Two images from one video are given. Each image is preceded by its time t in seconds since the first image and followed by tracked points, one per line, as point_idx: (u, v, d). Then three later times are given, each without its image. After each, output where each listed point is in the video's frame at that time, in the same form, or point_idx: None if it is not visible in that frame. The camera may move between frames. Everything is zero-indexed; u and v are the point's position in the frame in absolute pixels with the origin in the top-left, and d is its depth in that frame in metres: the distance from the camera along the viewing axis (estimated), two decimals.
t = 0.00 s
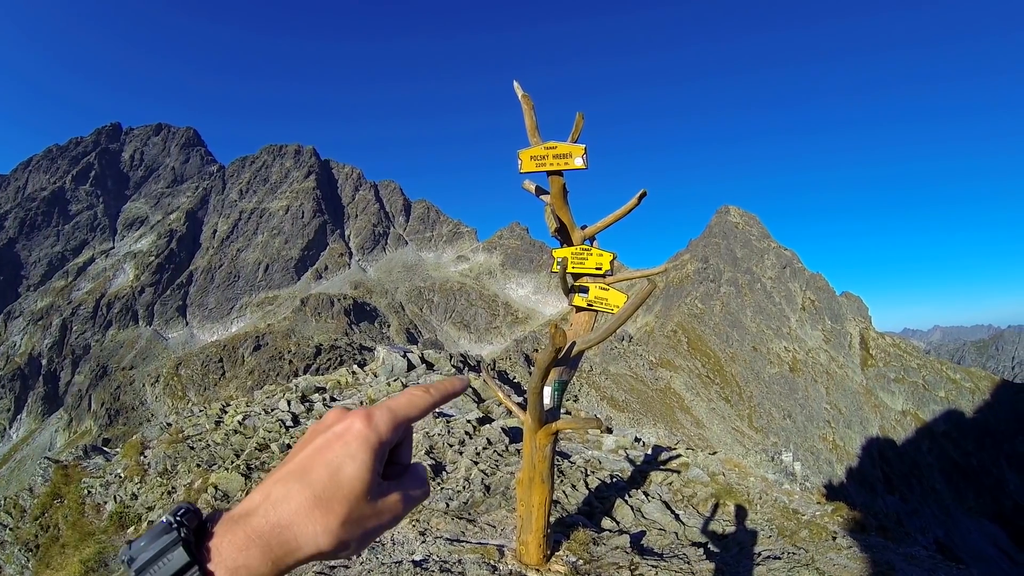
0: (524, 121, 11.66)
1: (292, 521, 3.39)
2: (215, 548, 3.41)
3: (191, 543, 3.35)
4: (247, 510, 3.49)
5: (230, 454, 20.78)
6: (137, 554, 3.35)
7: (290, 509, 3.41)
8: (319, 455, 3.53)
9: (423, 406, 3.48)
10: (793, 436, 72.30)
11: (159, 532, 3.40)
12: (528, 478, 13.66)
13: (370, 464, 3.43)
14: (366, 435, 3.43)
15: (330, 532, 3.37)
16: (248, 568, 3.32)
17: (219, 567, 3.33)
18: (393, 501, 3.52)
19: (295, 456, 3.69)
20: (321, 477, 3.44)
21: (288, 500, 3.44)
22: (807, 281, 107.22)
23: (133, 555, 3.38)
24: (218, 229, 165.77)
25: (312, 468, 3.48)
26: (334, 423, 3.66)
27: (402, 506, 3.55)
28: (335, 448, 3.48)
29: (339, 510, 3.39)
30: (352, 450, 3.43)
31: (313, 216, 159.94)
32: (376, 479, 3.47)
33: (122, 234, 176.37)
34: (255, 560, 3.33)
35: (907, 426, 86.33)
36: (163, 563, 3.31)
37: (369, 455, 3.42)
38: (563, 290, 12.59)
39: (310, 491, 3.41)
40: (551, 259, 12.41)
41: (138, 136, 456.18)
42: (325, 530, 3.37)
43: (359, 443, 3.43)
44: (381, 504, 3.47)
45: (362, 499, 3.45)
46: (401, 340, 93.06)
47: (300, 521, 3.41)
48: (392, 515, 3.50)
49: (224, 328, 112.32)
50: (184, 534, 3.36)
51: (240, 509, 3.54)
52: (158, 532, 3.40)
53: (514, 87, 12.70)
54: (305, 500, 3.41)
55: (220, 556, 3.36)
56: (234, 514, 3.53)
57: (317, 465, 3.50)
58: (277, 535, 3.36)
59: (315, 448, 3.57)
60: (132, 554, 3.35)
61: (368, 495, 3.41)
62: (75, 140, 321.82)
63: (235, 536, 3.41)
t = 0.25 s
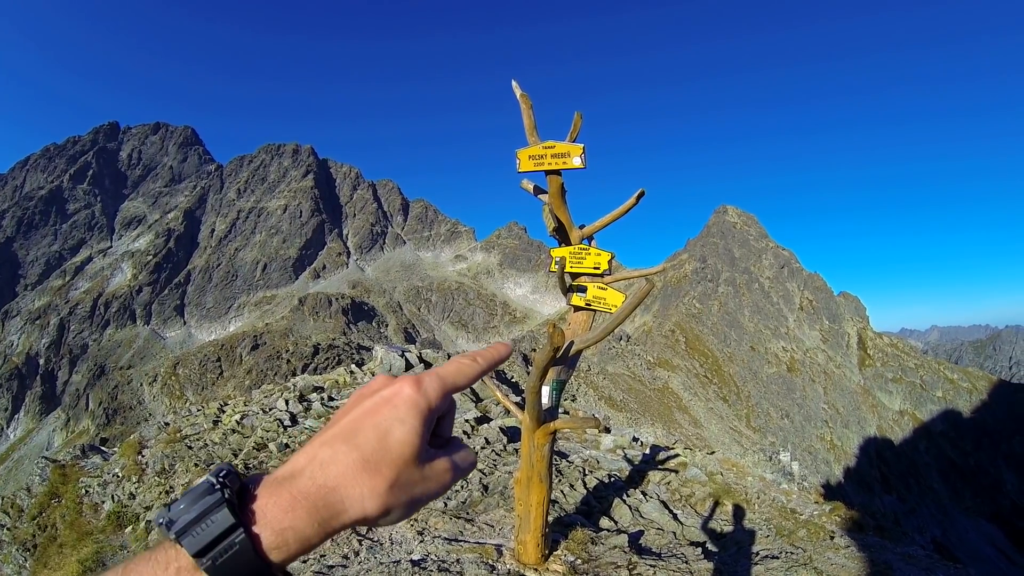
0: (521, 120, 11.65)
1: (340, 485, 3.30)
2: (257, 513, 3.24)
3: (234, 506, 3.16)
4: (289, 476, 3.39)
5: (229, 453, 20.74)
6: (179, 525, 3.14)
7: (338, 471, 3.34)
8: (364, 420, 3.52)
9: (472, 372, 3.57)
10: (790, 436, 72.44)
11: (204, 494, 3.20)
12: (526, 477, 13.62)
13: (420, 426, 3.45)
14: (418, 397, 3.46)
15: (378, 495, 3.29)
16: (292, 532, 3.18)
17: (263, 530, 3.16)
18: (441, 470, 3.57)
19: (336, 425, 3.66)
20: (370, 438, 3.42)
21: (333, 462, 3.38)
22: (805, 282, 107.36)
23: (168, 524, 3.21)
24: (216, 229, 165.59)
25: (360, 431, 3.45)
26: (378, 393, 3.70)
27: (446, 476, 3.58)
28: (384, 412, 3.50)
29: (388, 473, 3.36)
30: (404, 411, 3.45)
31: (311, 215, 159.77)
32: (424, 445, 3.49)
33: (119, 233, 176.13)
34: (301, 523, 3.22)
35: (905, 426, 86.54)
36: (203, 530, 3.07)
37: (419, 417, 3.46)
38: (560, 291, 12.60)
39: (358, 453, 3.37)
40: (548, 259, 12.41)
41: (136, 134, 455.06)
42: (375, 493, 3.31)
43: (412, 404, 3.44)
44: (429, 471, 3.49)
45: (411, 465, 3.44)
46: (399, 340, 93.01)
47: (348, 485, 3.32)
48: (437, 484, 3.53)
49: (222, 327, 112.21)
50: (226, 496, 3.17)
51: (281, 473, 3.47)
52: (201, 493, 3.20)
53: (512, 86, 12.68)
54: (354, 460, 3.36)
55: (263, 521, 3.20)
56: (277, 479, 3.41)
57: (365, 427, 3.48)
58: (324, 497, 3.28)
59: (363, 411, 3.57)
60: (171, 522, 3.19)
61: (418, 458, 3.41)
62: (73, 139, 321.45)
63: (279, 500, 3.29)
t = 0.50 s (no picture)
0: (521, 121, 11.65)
1: (399, 435, 3.45)
2: (313, 465, 3.40)
3: (293, 459, 3.36)
4: (348, 426, 3.55)
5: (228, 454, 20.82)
6: (236, 481, 3.33)
7: (397, 421, 3.48)
8: (421, 375, 3.67)
9: (520, 333, 3.83)
10: (790, 436, 72.46)
11: (260, 447, 3.38)
12: (526, 478, 13.62)
13: (475, 382, 3.63)
14: (473, 354, 3.66)
15: (435, 446, 3.46)
16: (351, 483, 3.34)
17: (320, 483, 3.33)
18: (493, 428, 3.76)
19: (389, 380, 3.81)
20: (427, 393, 3.57)
21: (389, 413, 3.52)
22: (804, 282, 107.36)
23: (221, 481, 3.39)
24: (215, 229, 165.39)
25: (417, 385, 3.61)
26: (433, 351, 3.87)
27: (496, 435, 3.78)
28: (440, 368, 3.65)
29: (445, 425, 3.53)
30: (459, 368, 3.62)
31: (310, 216, 159.58)
32: (477, 401, 3.67)
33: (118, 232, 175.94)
34: (359, 473, 3.36)
35: (904, 426, 86.55)
36: (263, 480, 3.25)
37: (476, 372, 3.64)
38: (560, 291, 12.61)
39: (416, 404, 3.53)
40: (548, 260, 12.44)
41: (135, 134, 454.59)
42: (432, 445, 3.46)
43: (466, 361, 3.64)
44: (482, 429, 3.67)
45: (465, 421, 3.61)
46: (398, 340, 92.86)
47: (406, 434, 3.47)
48: (489, 441, 3.72)
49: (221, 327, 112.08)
50: (284, 447, 3.37)
51: (336, 427, 3.63)
52: (256, 445, 3.39)
53: (512, 86, 12.70)
54: (411, 412, 3.51)
55: (320, 472, 3.37)
56: (333, 431, 3.57)
57: (421, 382, 3.63)
58: (383, 448, 3.42)
59: (418, 369, 3.74)
60: (227, 475, 3.38)
61: (473, 412, 3.57)
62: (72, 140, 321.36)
63: (337, 449, 3.43)
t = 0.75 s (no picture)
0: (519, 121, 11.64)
1: (441, 396, 3.04)
2: (357, 422, 2.99)
3: (335, 415, 2.94)
4: (388, 387, 3.14)
5: (227, 454, 20.82)
6: (282, 434, 2.90)
7: (436, 383, 3.09)
8: (458, 342, 3.35)
9: (552, 308, 3.63)
10: (789, 436, 72.58)
11: (305, 409, 3.00)
12: (525, 477, 13.61)
13: (516, 346, 3.29)
14: (512, 321, 3.36)
15: (479, 410, 3.06)
16: (393, 444, 2.93)
17: (366, 441, 2.91)
18: (530, 398, 3.32)
19: (424, 350, 3.45)
20: (467, 357, 3.22)
21: (431, 376, 3.14)
22: (803, 281, 107.48)
23: (264, 436, 2.94)
24: (214, 229, 165.32)
25: (456, 350, 3.26)
26: (470, 320, 3.54)
27: (538, 406, 3.34)
28: (481, 334, 3.31)
29: (485, 390, 3.12)
30: (498, 334, 3.28)
31: (308, 215, 159.50)
32: (518, 368, 3.30)
33: (117, 232, 175.77)
34: (402, 434, 2.95)
35: (903, 426, 86.71)
36: (314, 432, 2.84)
37: (516, 338, 3.30)
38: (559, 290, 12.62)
39: (455, 369, 3.16)
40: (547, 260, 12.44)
41: (134, 133, 454.24)
42: (473, 409, 3.06)
43: (503, 330, 3.32)
44: (523, 397, 3.26)
45: (505, 387, 3.24)
46: (397, 340, 92.88)
47: (447, 397, 3.07)
48: (528, 411, 3.27)
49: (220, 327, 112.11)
50: (329, 406, 2.98)
51: (373, 391, 3.17)
52: (301, 408, 3.01)
53: (510, 86, 12.72)
54: (452, 373, 3.13)
55: (367, 428, 2.94)
56: (371, 394, 3.13)
57: (459, 349, 3.29)
58: (427, 408, 3.00)
59: (455, 337, 3.38)
60: (271, 432, 2.92)
61: (513, 378, 3.19)
62: (71, 139, 321.31)
63: (380, 407, 3.00)
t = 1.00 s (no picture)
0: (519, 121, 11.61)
1: (477, 371, 3.00)
2: (396, 397, 2.90)
3: (378, 386, 2.89)
4: (425, 363, 3.08)
5: (226, 454, 20.80)
6: (322, 408, 2.82)
7: (474, 358, 3.05)
8: (496, 322, 3.32)
9: (585, 293, 3.65)
10: (788, 436, 72.61)
11: (346, 380, 2.94)
12: (524, 478, 13.61)
13: (549, 329, 3.29)
14: (545, 305, 3.39)
15: (513, 387, 3.02)
16: (433, 418, 2.84)
17: (406, 413, 2.83)
18: (561, 377, 3.29)
19: (458, 330, 3.43)
20: (503, 336, 3.19)
21: (466, 352, 3.09)
22: (802, 282, 107.53)
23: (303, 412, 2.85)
24: (213, 229, 165.21)
25: (493, 329, 3.22)
26: (503, 302, 3.53)
27: (568, 387, 3.30)
28: (514, 315, 3.29)
29: (520, 367, 3.09)
30: (533, 314, 3.29)
31: (308, 215, 159.40)
32: (552, 349, 3.29)
33: (116, 232, 175.56)
34: (442, 408, 2.86)
35: (903, 426, 86.72)
36: (356, 408, 2.76)
37: (551, 320, 3.32)
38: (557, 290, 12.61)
39: (493, 344, 3.11)
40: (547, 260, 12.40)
41: (133, 133, 454.16)
42: (510, 386, 3.01)
43: (538, 312, 3.34)
44: (557, 377, 3.24)
45: (541, 366, 3.21)
46: (396, 340, 92.77)
47: (483, 374, 3.02)
48: (559, 390, 3.22)
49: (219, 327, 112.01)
50: (370, 379, 2.94)
51: (410, 365, 3.11)
52: (341, 379, 2.94)
53: (510, 87, 12.70)
54: (487, 349, 3.09)
55: (408, 401, 2.87)
56: (409, 368, 3.09)
57: (495, 328, 3.27)
58: (465, 383, 2.94)
59: (488, 317, 3.37)
60: (311, 406, 2.84)
61: (549, 356, 3.17)
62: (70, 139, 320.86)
63: (419, 382, 2.93)
